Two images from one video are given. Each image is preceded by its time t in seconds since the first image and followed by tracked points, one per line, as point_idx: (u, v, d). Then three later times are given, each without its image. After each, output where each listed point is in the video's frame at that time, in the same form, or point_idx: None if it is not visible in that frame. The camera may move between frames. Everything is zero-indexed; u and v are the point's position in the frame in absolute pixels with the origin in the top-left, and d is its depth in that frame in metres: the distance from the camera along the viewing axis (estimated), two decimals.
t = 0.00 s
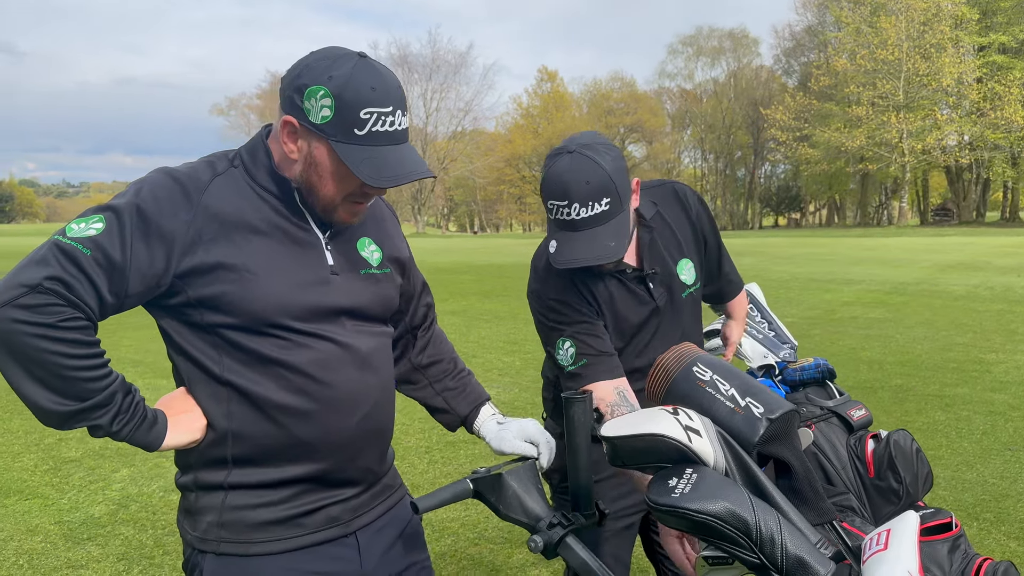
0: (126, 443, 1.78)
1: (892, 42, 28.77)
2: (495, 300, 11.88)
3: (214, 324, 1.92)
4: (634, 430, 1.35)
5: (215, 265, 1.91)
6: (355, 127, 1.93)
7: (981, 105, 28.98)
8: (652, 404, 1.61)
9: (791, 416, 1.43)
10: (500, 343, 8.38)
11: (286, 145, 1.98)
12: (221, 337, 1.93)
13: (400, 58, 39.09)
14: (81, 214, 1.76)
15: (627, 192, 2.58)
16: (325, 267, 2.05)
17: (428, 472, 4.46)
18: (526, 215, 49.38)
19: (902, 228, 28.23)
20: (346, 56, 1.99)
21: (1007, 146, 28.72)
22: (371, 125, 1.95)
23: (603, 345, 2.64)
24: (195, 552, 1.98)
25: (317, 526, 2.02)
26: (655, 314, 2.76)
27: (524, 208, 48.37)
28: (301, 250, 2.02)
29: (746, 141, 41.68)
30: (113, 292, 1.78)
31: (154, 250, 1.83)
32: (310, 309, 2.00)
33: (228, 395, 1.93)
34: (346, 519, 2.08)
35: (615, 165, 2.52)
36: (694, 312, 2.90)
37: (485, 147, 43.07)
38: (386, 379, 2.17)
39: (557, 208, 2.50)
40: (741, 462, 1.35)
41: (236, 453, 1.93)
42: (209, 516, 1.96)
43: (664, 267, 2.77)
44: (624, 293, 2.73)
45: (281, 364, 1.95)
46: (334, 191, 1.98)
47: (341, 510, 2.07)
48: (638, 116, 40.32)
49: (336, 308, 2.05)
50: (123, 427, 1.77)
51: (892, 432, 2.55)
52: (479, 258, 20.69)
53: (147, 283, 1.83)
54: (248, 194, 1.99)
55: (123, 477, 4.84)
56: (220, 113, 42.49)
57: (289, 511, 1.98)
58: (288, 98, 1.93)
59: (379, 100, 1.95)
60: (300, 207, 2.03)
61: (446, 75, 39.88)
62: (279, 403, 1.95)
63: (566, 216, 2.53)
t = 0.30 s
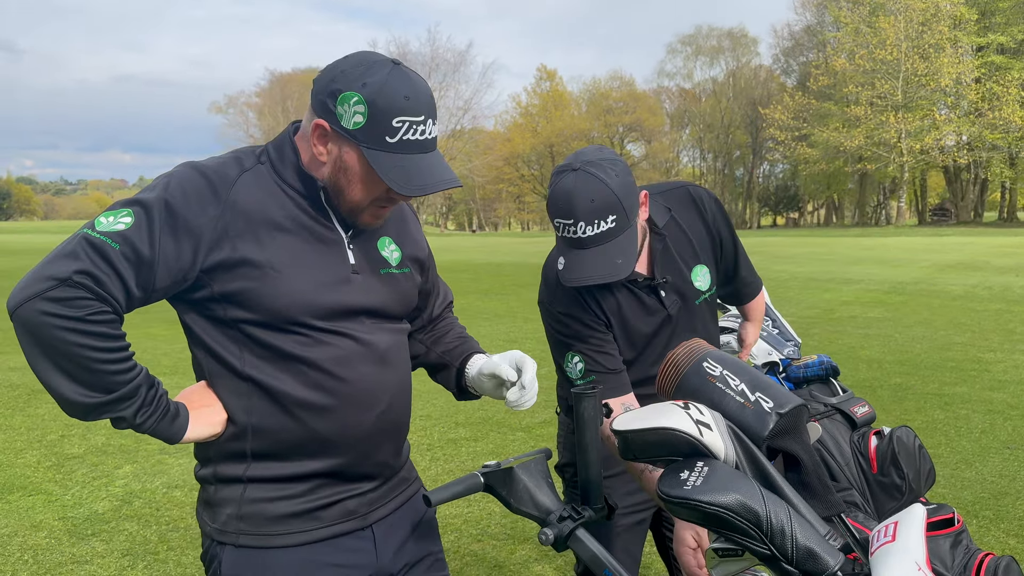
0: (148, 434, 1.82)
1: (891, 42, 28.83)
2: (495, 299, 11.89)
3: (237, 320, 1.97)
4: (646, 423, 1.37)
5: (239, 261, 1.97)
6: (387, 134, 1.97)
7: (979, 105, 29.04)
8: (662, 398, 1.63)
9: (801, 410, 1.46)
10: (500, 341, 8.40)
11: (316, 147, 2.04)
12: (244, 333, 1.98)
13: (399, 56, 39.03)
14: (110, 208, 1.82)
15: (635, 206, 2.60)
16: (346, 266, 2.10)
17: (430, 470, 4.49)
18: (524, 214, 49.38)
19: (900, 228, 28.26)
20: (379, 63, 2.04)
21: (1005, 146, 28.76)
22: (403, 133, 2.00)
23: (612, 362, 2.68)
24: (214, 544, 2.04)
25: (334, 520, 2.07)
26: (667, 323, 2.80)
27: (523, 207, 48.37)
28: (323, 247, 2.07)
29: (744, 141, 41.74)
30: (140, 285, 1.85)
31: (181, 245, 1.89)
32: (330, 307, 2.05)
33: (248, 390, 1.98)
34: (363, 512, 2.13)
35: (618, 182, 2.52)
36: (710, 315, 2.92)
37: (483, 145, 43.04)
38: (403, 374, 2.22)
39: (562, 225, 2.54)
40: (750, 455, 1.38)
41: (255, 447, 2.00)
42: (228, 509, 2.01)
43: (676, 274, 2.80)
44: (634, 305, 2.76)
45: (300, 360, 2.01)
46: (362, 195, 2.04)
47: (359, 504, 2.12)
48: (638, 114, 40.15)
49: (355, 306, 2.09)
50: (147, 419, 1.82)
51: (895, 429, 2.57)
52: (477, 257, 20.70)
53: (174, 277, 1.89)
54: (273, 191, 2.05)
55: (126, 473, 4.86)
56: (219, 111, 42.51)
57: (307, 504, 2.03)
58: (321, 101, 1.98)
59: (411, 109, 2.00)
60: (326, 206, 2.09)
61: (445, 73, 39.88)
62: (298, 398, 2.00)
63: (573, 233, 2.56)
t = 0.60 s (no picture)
0: (158, 426, 1.85)
1: (886, 42, 28.90)
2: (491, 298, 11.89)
3: (252, 315, 2.00)
4: (654, 420, 1.37)
5: (258, 255, 1.99)
6: (418, 142, 1.99)
7: (974, 106, 29.15)
8: (667, 393, 1.65)
9: (806, 407, 1.48)
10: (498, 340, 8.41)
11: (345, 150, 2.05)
12: (257, 328, 2.00)
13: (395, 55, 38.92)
14: (133, 198, 1.83)
15: (634, 219, 2.58)
16: (362, 268, 2.11)
17: (429, 468, 4.49)
18: (520, 213, 49.37)
19: (895, 227, 28.35)
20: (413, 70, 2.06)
21: (1000, 147, 28.86)
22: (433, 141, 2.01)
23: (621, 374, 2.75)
24: (222, 541, 2.06)
25: (341, 517, 2.09)
26: (676, 332, 2.83)
27: (519, 206, 48.37)
28: (341, 246, 2.08)
29: (740, 140, 41.81)
30: (160, 276, 1.86)
31: (202, 236, 1.90)
32: (343, 307, 2.06)
33: (259, 386, 2.00)
34: (370, 510, 2.15)
35: (614, 196, 2.52)
36: (723, 322, 2.94)
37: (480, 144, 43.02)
38: (413, 375, 2.21)
39: (561, 243, 2.57)
40: (756, 451, 1.39)
41: (264, 444, 2.01)
42: (236, 506, 2.03)
43: (686, 282, 2.83)
44: (643, 316, 2.81)
45: (312, 358, 2.01)
46: (389, 200, 2.06)
47: (365, 501, 2.14)
48: (634, 113, 39.96)
49: (368, 306, 2.10)
50: (158, 410, 1.84)
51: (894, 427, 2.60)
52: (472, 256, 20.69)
53: (193, 269, 1.91)
54: (295, 187, 2.08)
55: (124, 470, 4.85)
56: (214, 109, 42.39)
57: (315, 501, 2.05)
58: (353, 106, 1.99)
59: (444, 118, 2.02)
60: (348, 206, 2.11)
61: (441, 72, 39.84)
62: (307, 395, 2.01)
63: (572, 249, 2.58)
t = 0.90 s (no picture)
0: (158, 411, 1.92)
1: (880, 42, 28.97)
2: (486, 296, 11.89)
3: (258, 314, 2.01)
4: (653, 422, 1.38)
5: (272, 253, 2.00)
6: (458, 159, 1.99)
7: (966, 106, 29.29)
8: (664, 394, 1.66)
9: (804, 409, 1.48)
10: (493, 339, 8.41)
11: (383, 162, 2.04)
12: (261, 328, 2.02)
13: (389, 53, 38.80)
14: (158, 185, 1.89)
15: (620, 234, 2.58)
16: (375, 280, 2.09)
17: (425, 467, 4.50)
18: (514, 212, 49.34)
19: (888, 227, 28.45)
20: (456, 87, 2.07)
21: (993, 146, 28.99)
22: (474, 158, 2.01)
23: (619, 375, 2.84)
24: (218, 536, 2.11)
25: (334, 521, 2.10)
26: (672, 340, 2.89)
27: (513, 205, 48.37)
28: (355, 253, 2.07)
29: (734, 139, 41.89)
30: (175, 266, 1.91)
31: (220, 230, 1.95)
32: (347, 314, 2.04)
33: (256, 386, 2.02)
34: (363, 516, 2.15)
35: (599, 212, 2.53)
36: (720, 329, 2.98)
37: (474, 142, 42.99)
38: (415, 388, 2.18)
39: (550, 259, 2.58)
40: (754, 452, 1.39)
41: (258, 443, 2.04)
42: (230, 502, 2.08)
43: (680, 290, 2.87)
44: (636, 324, 2.88)
45: (312, 364, 2.01)
46: (425, 214, 2.06)
47: (359, 507, 2.14)
48: (628, 112, 39.92)
49: (373, 316, 2.08)
50: (159, 396, 1.91)
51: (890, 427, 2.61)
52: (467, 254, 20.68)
53: (209, 261, 1.95)
54: (322, 189, 2.08)
55: (119, 470, 4.84)
56: (208, 107, 42.24)
57: (307, 503, 2.07)
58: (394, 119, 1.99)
59: (485, 136, 2.02)
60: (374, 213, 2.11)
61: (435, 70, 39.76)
62: (302, 400, 2.01)
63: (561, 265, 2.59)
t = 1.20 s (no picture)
0: (153, 404, 1.93)
1: (874, 41, 29.00)
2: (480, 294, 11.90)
3: (257, 311, 2.02)
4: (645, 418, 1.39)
5: (274, 251, 2.01)
6: (471, 169, 1.99)
7: (960, 105, 29.38)
8: (656, 391, 1.67)
9: (794, 405, 1.50)
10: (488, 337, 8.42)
11: (395, 168, 2.05)
12: (261, 326, 2.02)
13: (384, 50, 38.69)
14: (162, 178, 1.88)
15: (614, 235, 2.60)
16: (377, 281, 2.09)
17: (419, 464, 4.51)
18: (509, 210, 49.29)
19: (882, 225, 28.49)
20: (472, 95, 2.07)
21: (986, 145, 29.08)
22: (487, 169, 2.02)
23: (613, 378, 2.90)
24: (211, 531, 2.12)
25: (326, 520, 2.11)
26: (662, 340, 2.90)
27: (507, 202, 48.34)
28: (358, 253, 2.08)
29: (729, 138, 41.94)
30: (175, 259, 1.91)
31: (221, 225, 1.95)
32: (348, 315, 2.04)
33: (251, 383, 2.03)
34: (355, 516, 2.15)
35: (592, 212, 2.54)
36: (711, 327, 2.99)
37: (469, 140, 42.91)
38: (412, 391, 2.18)
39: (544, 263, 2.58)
40: (744, 449, 1.40)
41: (252, 439, 2.05)
42: (223, 498, 2.09)
43: (670, 289, 2.88)
44: (628, 324, 2.89)
45: (309, 364, 2.01)
46: (435, 221, 2.07)
47: (350, 508, 2.14)
48: (624, 112, 39.16)
49: (373, 317, 2.08)
50: (155, 389, 1.92)
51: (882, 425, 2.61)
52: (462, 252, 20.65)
53: (209, 256, 1.95)
54: (328, 188, 2.08)
55: (113, 467, 4.84)
56: (202, 104, 42.07)
57: (300, 502, 2.07)
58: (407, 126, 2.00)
59: (500, 147, 2.02)
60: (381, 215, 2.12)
61: (430, 68, 39.67)
62: (297, 399, 2.01)
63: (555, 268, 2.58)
